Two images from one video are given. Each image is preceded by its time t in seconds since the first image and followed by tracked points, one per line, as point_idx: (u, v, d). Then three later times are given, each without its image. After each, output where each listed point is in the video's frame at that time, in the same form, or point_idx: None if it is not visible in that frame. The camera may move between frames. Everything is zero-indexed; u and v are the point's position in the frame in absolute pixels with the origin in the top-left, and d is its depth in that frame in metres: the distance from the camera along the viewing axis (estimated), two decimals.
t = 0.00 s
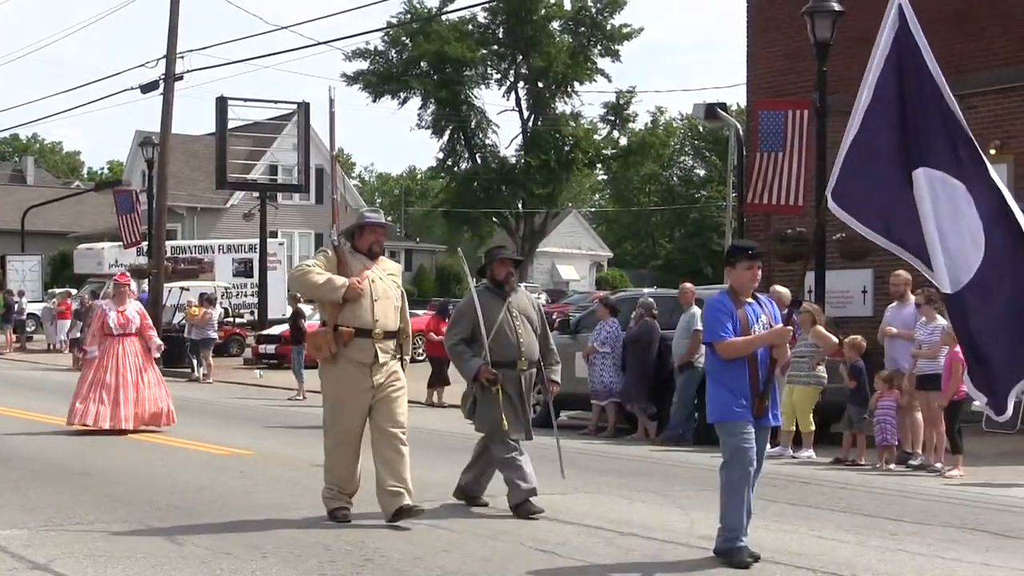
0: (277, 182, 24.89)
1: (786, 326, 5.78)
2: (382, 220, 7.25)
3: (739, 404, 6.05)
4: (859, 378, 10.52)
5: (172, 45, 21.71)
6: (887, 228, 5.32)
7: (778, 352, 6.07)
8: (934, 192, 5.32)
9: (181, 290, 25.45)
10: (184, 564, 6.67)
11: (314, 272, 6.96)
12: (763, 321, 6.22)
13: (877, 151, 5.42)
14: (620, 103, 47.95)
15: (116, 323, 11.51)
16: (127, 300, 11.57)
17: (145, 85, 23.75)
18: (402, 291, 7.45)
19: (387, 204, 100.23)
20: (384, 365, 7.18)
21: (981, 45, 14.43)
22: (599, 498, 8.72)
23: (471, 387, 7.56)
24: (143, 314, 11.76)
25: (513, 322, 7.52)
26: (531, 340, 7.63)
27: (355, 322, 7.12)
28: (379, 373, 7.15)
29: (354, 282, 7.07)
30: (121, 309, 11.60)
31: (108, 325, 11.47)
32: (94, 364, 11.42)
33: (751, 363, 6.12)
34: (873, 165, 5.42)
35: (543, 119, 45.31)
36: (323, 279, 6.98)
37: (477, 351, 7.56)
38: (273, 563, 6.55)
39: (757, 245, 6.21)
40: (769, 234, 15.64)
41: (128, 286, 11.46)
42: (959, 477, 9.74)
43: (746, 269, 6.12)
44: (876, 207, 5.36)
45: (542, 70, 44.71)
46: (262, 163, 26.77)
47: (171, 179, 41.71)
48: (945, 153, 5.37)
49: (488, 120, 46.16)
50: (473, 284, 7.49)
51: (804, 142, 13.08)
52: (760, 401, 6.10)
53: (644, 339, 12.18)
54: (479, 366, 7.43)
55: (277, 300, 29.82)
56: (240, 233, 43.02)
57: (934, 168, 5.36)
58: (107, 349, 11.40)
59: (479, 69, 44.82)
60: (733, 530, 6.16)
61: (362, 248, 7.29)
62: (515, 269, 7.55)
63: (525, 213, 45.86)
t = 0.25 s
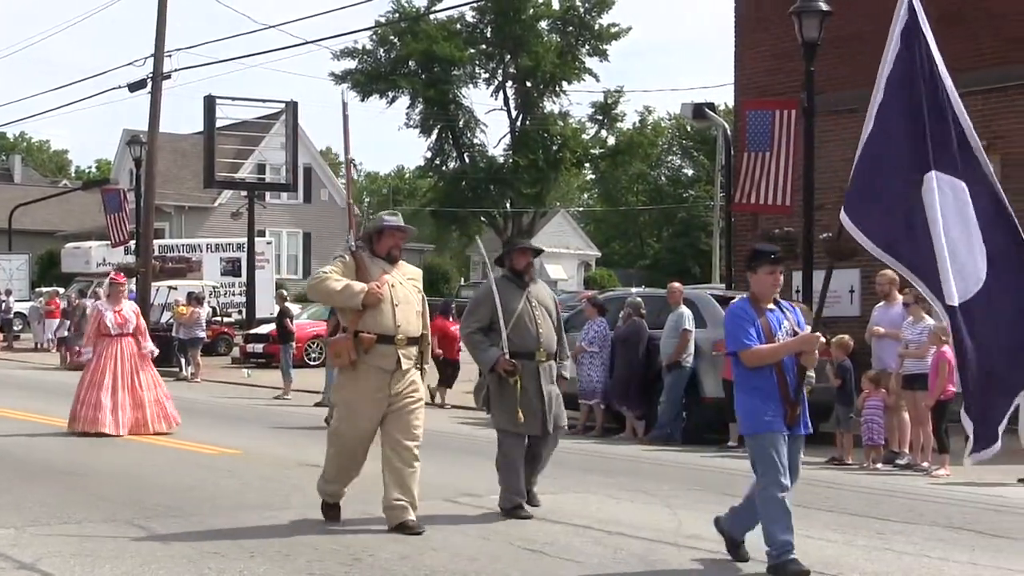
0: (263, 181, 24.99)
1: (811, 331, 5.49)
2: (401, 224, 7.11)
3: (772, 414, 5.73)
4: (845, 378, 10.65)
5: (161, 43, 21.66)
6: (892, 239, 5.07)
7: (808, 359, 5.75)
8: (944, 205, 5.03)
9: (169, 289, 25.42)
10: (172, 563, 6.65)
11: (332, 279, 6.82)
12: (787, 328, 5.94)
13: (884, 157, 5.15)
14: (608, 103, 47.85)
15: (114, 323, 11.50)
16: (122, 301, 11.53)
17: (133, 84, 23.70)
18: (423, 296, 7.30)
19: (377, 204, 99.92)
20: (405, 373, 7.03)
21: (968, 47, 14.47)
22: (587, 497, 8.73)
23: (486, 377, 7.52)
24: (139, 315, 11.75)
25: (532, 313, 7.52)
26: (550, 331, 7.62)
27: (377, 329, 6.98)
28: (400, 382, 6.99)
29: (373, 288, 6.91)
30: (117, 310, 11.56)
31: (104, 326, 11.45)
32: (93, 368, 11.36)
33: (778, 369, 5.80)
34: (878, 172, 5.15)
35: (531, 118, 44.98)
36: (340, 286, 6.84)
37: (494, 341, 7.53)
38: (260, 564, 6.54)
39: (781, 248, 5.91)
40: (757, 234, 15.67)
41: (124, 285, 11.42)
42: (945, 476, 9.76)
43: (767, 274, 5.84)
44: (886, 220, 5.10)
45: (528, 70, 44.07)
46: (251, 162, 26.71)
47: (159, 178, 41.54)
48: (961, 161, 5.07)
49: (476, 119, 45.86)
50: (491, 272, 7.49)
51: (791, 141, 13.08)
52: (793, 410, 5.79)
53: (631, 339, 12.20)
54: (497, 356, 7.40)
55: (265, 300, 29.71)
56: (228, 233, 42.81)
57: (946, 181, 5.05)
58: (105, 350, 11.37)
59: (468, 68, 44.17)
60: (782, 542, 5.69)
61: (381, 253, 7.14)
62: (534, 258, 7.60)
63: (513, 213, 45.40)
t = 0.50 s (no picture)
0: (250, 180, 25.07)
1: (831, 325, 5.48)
2: (407, 211, 6.96)
3: (788, 409, 5.76)
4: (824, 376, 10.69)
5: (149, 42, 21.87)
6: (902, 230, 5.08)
7: (825, 353, 5.80)
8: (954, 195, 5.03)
9: (153, 287, 25.44)
10: (155, 557, 6.69)
11: (337, 268, 6.64)
12: (806, 321, 5.93)
13: (897, 143, 5.17)
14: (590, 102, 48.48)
15: (110, 319, 11.23)
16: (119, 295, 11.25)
17: (120, 84, 23.93)
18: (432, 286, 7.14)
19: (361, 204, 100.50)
20: (414, 364, 6.92)
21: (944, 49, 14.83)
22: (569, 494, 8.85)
23: (498, 383, 7.29)
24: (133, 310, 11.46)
25: (549, 321, 7.29)
26: (565, 340, 7.39)
27: (383, 317, 6.81)
28: (409, 373, 6.89)
29: (379, 276, 6.73)
30: (114, 304, 11.29)
31: (101, 322, 11.18)
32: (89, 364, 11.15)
33: (795, 362, 5.81)
34: (891, 158, 5.17)
35: (514, 118, 46.27)
36: (346, 275, 6.66)
37: (508, 347, 7.28)
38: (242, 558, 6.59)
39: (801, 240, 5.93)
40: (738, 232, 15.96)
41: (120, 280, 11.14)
42: (922, 473, 9.89)
43: (787, 265, 5.84)
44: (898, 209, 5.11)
45: (512, 69, 45.61)
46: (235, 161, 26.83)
47: (144, 176, 41.43)
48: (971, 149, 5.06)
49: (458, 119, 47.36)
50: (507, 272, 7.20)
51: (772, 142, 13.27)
52: (809, 406, 5.79)
53: (613, 338, 12.24)
54: (509, 363, 7.16)
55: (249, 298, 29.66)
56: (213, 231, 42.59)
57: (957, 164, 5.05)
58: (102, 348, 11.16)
59: (451, 68, 45.75)
60: (764, 539, 5.84)
61: (388, 241, 7.00)
62: (554, 263, 7.33)
63: (495, 212, 46.81)
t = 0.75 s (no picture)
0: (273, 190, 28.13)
1: (814, 323, 6.39)
2: (428, 224, 7.99)
3: (776, 397, 6.73)
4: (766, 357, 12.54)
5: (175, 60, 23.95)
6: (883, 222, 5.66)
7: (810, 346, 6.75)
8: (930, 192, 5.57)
9: (192, 283, 28.45)
10: (198, 525, 8.13)
11: (367, 275, 7.65)
12: (795, 318, 6.86)
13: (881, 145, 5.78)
14: (563, 126, 59.14)
15: (167, 312, 12.74)
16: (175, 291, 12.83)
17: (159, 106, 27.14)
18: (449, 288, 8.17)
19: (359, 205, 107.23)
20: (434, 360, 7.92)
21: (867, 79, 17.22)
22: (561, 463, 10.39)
23: (518, 362, 8.48)
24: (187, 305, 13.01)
25: (560, 307, 8.46)
26: (576, 323, 8.57)
27: (408, 319, 7.79)
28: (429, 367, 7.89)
29: (404, 283, 7.73)
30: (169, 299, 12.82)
31: (159, 315, 12.68)
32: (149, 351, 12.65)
33: (783, 356, 6.75)
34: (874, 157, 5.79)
35: (499, 138, 57.17)
36: (375, 282, 7.66)
37: (525, 331, 8.50)
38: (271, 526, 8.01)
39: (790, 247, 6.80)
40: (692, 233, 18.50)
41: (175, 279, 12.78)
42: (847, 440, 11.82)
43: (779, 270, 6.73)
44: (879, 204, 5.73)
45: (498, 97, 56.31)
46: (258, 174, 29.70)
47: (185, 189, 48.43)
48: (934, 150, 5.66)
49: (452, 139, 58.04)
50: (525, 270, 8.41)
51: (718, 160, 16.10)
52: (793, 393, 6.73)
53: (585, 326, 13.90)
54: (527, 346, 8.33)
55: (271, 293, 32.28)
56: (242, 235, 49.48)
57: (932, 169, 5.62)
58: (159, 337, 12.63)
59: (446, 96, 56.41)
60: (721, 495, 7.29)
61: (412, 251, 8.01)
62: (565, 258, 8.45)
63: (484, 217, 57.36)
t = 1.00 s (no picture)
0: (296, 200, 33.56)
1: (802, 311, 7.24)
2: (450, 222, 9.07)
3: (764, 374, 7.52)
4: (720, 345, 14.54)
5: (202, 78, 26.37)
6: (866, 213, 6.31)
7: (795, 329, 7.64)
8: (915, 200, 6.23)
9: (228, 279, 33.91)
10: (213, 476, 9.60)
11: (397, 264, 8.75)
12: (780, 305, 7.78)
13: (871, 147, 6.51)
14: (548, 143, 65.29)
15: (212, 303, 14.37)
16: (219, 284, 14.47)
17: (201, 129, 31.85)
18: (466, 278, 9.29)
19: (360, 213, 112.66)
20: (456, 340, 9.07)
21: (808, 105, 19.30)
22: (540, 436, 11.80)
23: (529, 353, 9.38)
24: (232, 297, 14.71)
25: (567, 302, 9.40)
26: (580, 317, 9.56)
27: (432, 304, 8.92)
28: (453, 346, 9.04)
29: (430, 273, 8.86)
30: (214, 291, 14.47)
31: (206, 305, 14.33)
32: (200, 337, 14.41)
33: (771, 339, 7.58)
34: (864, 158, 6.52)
35: (490, 154, 64.95)
36: (404, 271, 8.75)
37: (536, 325, 9.40)
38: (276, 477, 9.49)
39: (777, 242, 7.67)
40: (656, 236, 20.62)
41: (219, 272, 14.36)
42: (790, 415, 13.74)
43: (769, 262, 7.58)
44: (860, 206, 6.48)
45: (489, 118, 63.50)
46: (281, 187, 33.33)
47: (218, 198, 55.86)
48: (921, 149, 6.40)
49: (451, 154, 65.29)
50: (536, 269, 9.34)
51: (681, 173, 18.45)
52: (780, 369, 7.56)
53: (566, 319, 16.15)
54: (537, 337, 9.26)
55: (294, 290, 35.99)
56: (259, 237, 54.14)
57: (916, 168, 6.34)
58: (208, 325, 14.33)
59: (445, 117, 63.67)
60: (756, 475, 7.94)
61: (435, 245, 9.14)
62: (569, 258, 9.42)
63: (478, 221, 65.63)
